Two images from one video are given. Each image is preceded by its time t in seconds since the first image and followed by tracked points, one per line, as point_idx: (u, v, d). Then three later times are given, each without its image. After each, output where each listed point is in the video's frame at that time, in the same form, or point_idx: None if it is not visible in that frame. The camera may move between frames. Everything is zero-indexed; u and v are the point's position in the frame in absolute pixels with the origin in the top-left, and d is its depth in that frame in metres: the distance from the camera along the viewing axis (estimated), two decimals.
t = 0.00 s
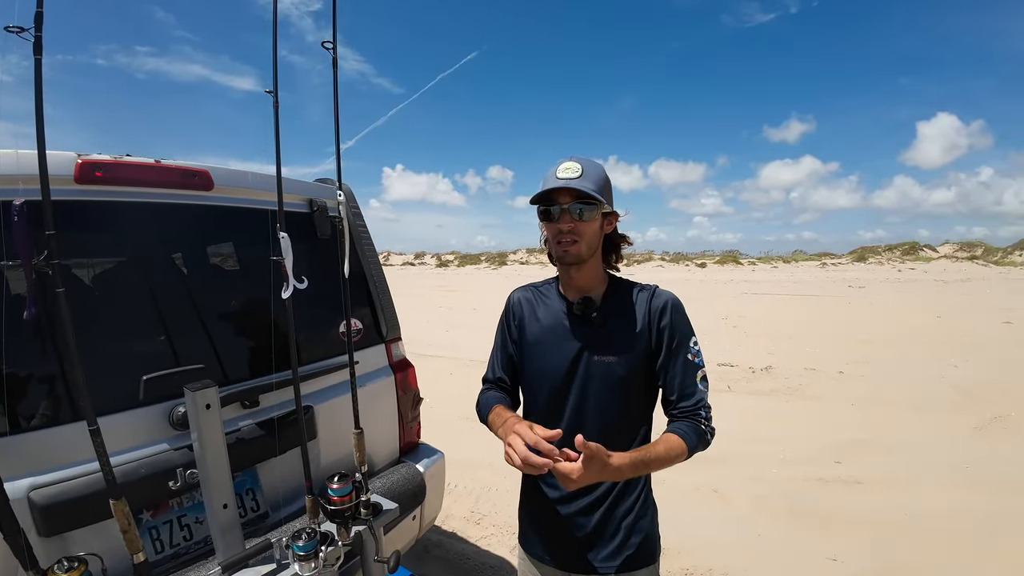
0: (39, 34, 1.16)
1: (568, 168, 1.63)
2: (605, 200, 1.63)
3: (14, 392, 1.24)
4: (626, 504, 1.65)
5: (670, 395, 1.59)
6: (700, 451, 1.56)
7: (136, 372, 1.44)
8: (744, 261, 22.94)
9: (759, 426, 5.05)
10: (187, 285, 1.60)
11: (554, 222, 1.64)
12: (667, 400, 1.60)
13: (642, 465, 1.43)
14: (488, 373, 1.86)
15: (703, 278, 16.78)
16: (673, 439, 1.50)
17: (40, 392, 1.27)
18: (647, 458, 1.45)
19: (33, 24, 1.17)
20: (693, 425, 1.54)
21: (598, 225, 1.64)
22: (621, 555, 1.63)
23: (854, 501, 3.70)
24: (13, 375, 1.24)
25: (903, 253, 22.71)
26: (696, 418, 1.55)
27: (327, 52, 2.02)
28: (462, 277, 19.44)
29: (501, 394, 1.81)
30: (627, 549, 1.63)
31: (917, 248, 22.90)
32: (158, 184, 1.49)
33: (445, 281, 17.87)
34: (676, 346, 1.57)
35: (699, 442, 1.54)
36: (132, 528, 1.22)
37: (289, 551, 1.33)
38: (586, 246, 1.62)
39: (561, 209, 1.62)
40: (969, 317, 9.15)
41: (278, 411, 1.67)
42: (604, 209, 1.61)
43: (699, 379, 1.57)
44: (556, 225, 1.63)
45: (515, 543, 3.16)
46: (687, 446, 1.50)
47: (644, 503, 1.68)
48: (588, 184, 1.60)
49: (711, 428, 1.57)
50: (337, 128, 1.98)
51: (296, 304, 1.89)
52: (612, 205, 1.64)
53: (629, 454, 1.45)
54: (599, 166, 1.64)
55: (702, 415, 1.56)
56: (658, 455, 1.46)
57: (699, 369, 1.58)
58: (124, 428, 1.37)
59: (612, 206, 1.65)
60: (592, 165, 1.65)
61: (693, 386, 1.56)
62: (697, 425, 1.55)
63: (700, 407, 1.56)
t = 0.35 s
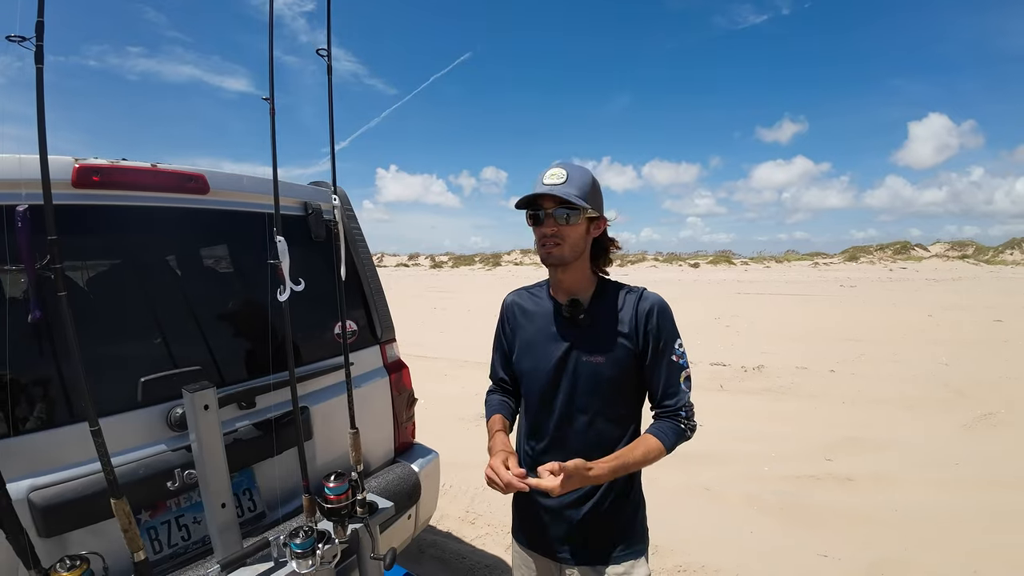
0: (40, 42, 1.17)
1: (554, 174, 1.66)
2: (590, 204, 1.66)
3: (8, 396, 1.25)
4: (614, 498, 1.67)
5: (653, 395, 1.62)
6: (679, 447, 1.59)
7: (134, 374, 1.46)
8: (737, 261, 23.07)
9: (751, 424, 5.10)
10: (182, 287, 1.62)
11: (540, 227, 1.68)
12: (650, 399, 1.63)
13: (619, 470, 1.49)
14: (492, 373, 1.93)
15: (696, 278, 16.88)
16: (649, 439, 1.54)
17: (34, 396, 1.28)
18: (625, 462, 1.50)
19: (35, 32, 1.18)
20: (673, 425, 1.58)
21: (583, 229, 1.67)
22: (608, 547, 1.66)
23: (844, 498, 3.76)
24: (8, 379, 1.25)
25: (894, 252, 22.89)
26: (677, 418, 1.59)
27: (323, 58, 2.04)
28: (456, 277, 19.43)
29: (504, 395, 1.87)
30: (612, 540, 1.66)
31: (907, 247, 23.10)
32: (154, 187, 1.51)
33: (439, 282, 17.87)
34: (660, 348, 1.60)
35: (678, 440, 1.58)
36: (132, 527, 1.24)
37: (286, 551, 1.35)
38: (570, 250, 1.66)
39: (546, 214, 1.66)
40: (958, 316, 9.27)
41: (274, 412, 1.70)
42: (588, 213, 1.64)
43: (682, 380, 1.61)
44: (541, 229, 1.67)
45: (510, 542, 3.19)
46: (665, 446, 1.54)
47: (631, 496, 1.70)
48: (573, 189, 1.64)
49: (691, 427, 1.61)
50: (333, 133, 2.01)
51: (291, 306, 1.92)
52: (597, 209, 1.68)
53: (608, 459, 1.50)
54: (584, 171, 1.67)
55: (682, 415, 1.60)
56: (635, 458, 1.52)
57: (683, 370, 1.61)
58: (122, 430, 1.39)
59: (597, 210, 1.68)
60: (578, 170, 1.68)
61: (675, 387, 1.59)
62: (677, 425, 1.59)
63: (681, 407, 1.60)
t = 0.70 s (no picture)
0: (47, 46, 1.18)
1: (567, 177, 1.66)
2: (602, 208, 1.68)
3: (5, 401, 1.24)
4: (621, 487, 1.69)
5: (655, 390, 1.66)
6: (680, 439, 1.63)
7: (137, 377, 1.46)
8: (734, 262, 23.14)
9: (749, 425, 5.12)
10: (183, 290, 1.62)
11: (552, 227, 1.68)
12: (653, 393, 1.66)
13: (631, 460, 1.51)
14: (495, 373, 1.92)
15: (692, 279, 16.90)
16: (656, 430, 1.57)
17: (31, 399, 1.28)
18: (636, 453, 1.52)
19: (42, 35, 1.18)
20: (677, 419, 1.61)
21: (594, 232, 1.69)
22: (618, 534, 1.68)
23: (842, 497, 3.79)
24: (6, 383, 1.24)
25: (890, 253, 22.98)
26: (680, 411, 1.63)
27: (327, 60, 2.04)
28: (453, 279, 19.40)
29: (508, 394, 1.87)
30: (618, 529, 1.68)
31: (903, 248, 23.19)
32: (157, 190, 1.51)
33: (435, 283, 17.83)
34: (665, 344, 1.63)
35: (681, 432, 1.61)
36: (140, 531, 1.25)
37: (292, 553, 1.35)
38: (581, 251, 1.66)
39: (559, 216, 1.66)
40: (954, 316, 9.32)
41: (278, 415, 1.70)
42: (600, 217, 1.66)
43: (684, 375, 1.64)
44: (554, 230, 1.67)
45: (510, 544, 3.19)
46: (671, 437, 1.58)
47: (637, 486, 1.72)
48: (586, 194, 1.65)
49: (693, 420, 1.65)
50: (336, 136, 2.02)
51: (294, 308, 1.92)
52: (608, 213, 1.69)
53: (620, 450, 1.52)
54: (597, 177, 1.68)
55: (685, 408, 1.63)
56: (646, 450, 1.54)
57: (684, 365, 1.64)
58: (126, 435, 1.39)
59: (607, 214, 1.70)
60: (591, 175, 1.69)
61: (678, 382, 1.62)
62: (679, 418, 1.62)
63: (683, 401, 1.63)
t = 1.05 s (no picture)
0: (38, 48, 1.17)
1: (569, 180, 1.66)
2: (604, 211, 1.68)
3: (4, 402, 1.24)
4: (626, 482, 1.69)
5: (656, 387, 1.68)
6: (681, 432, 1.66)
7: (132, 380, 1.45)
8: (733, 262, 23.15)
9: (748, 426, 5.11)
10: (179, 292, 1.61)
11: (555, 230, 1.68)
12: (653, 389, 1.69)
13: (644, 456, 1.54)
14: (494, 375, 1.90)
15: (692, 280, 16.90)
16: (660, 423, 1.61)
17: (30, 401, 1.28)
18: (646, 447, 1.55)
19: (33, 36, 1.18)
20: (676, 412, 1.65)
21: (597, 235, 1.68)
22: (626, 526, 1.67)
23: (841, 499, 3.78)
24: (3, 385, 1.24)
25: (889, 253, 22.97)
26: (680, 405, 1.66)
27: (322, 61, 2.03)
28: (452, 280, 19.40)
29: (507, 397, 1.86)
30: (625, 523, 1.67)
31: (903, 249, 23.20)
32: (152, 192, 1.51)
33: (435, 284, 17.81)
34: (664, 343, 1.65)
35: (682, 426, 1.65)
36: (132, 535, 1.24)
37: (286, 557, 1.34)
38: (584, 254, 1.66)
39: (561, 219, 1.66)
40: (953, 317, 9.31)
41: (272, 418, 1.69)
42: (602, 219, 1.65)
43: (682, 370, 1.67)
44: (556, 233, 1.67)
45: (509, 546, 3.18)
46: (672, 430, 1.61)
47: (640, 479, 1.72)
48: (588, 197, 1.65)
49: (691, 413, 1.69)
50: (331, 138, 2.01)
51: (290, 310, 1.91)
52: (609, 215, 1.69)
53: (632, 447, 1.54)
54: (598, 179, 1.68)
55: (684, 403, 1.67)
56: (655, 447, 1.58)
57: (682, 361, 1.67)
58: (119, 438, 1.38)
59: (610, 217, 1.70)
60: (592, 178, 1.68)
61: (677, 378, 1.66)
62: (678, 411, 1.66)
63: (682, 396, 1.67)
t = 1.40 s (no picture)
0: (30, 51, 1.17)
1: (553, 183, 1.67)
2: (591, 211, 1.67)
3: (4, 404, 1.24)
4: (623, 482, 1.67)
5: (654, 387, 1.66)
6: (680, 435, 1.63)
7: (129, 382, 1.45)
8: (734, 262, 23.11)
9: (749, 426, 5.10)
10: (177, 293, 1.62)
11: (542, 234, 1.68)
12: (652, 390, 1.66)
13: (631, 459, 1.51)
14: (501, 374, 1.92)
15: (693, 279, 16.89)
16: (656, 426, 1.57)
17: (31, 403, 1.28)
18: (635, 450, 1.52)
19: (25, 40, 1.18)
20: (676, 414, 1.61)
21: (585, 236, 1.67)
22: (619, 525, 1.65)
23: (842, 499, 3.76)
24: (5, 387, 1.25)
25: (891, 252, 22.90)
26: (679, 407, 1.63)
27: (316, 62, 2.03)
28: (453, 280, 19.42)
29: (515, 394, 1.87)
30: (621, 524, 1.66)
31: (904, 248, 23.14)
32: (147, 195, 1.50)
33: (435, 284, 17.82)
34: (661, 343, 1.62)
35: (681, 428, 1.61)
36: (127, 537, 1.24)
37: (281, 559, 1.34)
38: (573, 256, 1.65)
39: (547, 222, 1.66)
40: (955, 316, 9.28)
41: (268, 420, 1.69)
42: (589, 220, 1.65)
43: (682, 371, 1.64)
44: (543, 236, 1.67)
45: (508, 547, 3.18)
46: (670, 433, 1.58)
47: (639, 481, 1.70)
48: (573, 198, 1.64)
49: (693, 415, 1.65)
50: (326, 139, 2.00)
51: (288, 312, 1.91)
52: (597, 215, 1.68)
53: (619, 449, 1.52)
54: (583, 179, 1.68)
55: (684, 404, 1.63)
56: (646, 448, 1.54)
57: (682, 362, 1.64)
58: (116, 440, 1.38)
59: (597, 216, 1.69)
60: (577, 179, 1.68)
61: (677, 379, 1.62)
62: (678, 414, 1.62)
63: (682, 397, 1.63)
